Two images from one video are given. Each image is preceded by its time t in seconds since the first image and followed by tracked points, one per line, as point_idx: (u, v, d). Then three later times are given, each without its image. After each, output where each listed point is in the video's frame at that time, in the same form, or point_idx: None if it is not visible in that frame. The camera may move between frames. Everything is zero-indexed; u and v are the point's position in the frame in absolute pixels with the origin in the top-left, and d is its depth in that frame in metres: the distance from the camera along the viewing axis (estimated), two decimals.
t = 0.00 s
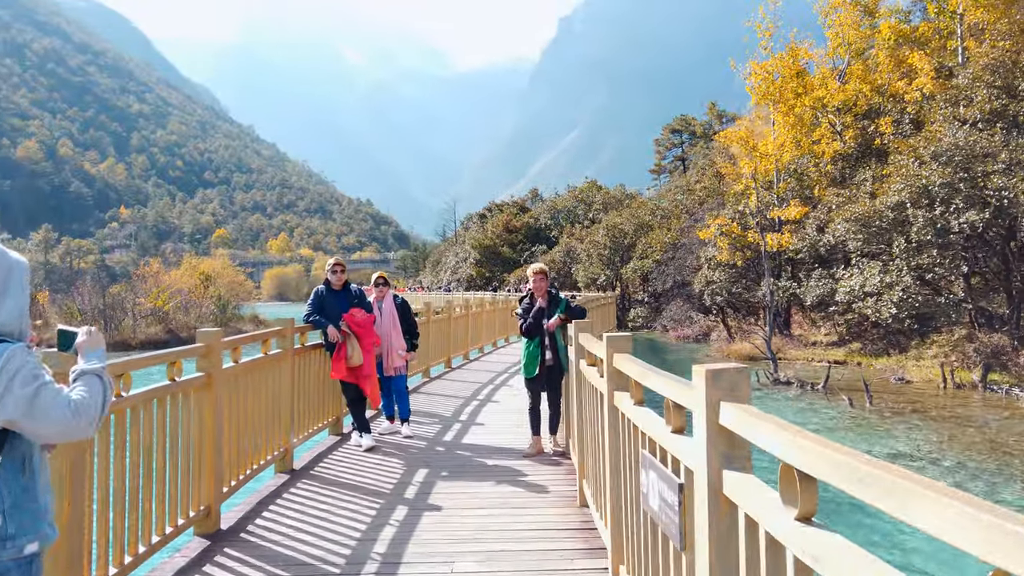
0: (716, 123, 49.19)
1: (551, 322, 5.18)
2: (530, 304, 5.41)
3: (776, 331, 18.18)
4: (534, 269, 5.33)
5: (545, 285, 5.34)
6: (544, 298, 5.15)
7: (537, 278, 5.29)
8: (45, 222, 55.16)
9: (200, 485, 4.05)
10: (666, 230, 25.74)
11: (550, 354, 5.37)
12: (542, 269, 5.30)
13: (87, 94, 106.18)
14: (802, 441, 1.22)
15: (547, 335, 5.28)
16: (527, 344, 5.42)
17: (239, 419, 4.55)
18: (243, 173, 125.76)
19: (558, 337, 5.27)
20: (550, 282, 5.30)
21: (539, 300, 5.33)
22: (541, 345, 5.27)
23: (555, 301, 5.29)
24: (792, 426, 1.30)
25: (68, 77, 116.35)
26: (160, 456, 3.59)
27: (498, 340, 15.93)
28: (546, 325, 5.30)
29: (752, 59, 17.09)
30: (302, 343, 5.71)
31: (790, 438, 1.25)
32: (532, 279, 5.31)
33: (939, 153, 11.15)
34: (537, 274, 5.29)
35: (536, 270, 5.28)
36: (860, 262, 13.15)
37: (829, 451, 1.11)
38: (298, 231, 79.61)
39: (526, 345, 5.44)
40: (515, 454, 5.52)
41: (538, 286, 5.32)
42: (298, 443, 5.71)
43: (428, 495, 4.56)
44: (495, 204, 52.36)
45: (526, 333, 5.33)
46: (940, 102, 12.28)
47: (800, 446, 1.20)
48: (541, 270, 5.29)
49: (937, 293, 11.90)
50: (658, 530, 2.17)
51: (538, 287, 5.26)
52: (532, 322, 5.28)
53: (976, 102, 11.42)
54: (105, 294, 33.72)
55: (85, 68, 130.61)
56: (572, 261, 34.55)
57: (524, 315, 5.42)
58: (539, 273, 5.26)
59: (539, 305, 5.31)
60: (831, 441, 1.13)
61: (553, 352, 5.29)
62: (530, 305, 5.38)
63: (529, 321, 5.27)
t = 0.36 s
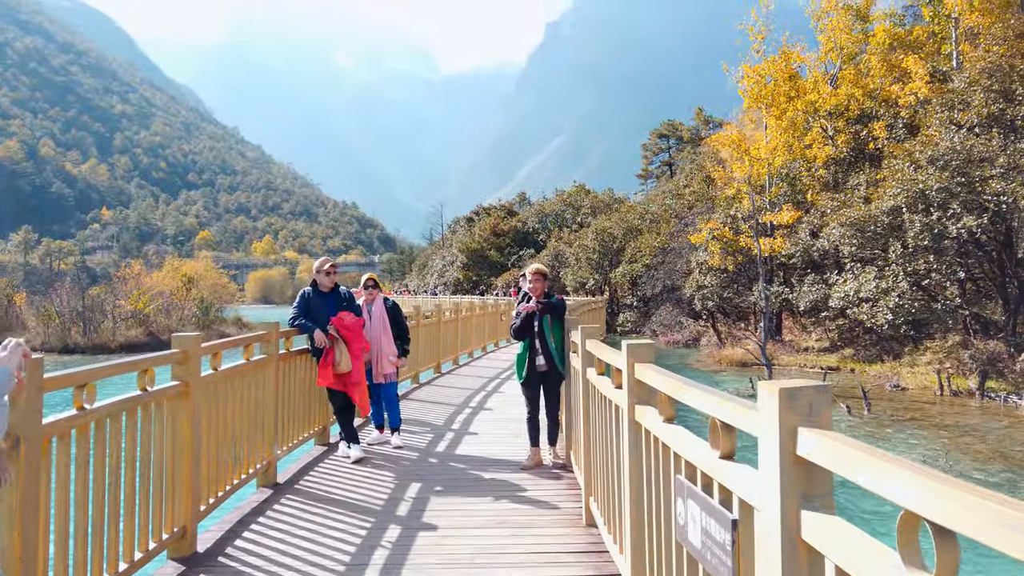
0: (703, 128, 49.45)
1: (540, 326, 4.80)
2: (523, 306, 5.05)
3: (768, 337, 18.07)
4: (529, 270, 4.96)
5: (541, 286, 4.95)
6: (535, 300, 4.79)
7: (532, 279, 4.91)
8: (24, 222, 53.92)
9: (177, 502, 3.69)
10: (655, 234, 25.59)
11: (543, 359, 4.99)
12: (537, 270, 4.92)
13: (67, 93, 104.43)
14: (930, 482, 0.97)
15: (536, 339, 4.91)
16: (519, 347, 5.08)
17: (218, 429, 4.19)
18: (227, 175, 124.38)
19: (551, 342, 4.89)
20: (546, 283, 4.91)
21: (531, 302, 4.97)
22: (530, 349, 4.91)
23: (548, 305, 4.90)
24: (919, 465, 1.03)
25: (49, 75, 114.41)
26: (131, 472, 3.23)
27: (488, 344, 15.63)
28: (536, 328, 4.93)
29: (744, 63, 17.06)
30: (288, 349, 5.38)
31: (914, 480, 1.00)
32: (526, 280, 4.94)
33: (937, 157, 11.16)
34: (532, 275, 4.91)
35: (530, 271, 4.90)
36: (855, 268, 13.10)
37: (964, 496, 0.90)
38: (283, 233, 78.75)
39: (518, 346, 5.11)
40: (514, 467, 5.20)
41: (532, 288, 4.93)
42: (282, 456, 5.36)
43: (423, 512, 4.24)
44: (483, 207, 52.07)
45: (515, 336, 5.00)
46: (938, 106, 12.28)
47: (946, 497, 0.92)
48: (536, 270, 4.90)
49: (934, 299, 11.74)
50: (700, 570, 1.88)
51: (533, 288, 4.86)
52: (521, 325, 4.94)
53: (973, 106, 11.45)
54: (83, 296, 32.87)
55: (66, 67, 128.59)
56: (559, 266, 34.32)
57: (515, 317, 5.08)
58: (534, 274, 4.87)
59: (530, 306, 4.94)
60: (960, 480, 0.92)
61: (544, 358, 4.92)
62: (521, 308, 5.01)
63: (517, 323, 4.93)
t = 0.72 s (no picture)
0: (687, 129, 49.71)
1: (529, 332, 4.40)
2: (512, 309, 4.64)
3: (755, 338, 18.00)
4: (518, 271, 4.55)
5: (532, 288, 4.52)
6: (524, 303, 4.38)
7: (522, 281, 4.49)
8: None
9: (143, 527, 3.29)
10: (641, 235, 25.48)
11: (532, 366, 4.56)
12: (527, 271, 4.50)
13: (43, 90, 102.25)
14: None
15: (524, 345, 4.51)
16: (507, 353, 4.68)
17: (187, 444, 3.80)
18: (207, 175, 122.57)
19: (541, 349, 4.49)
20: (537, 285, 4.48)
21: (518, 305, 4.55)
22: (517, 356, 4.50)
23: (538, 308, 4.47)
24: None
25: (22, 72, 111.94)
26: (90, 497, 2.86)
27: (473, 347, 15.32)
28: (524, 334, 4.53)
29: (732, 63, 17.03)
30: (267, 354, 5.05)
31: None
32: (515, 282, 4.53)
33: (928, 157, 11.19)
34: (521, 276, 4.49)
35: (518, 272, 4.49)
36: (845, 270, 13.07)
37: None
38: (264, 233, 77.65)
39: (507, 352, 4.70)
40: (506, 479, 4.93)
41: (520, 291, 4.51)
42: (260, 469, 5.03)
43: (411, 531, 3.95)
44: (467, 208, 51.74)
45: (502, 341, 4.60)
46: (928, 107, 12.33)
47: None
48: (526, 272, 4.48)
49: (924, 301, 11.79)
50: None
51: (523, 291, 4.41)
52: (508, 330, 4.53)
53: (964, 106, 11.53)
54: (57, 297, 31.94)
55: (41, 63, 125.87)
56: (544, 267, 34.14)
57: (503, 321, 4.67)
58: (524, 276, 4.45)
59: (518, 310, 4.52)
60: None
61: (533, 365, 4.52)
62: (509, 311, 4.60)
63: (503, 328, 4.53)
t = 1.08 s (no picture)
0: (680, 130, 49.63)
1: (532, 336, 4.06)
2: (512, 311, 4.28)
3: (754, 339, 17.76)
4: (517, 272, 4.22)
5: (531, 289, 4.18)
6: (525, 306, 4.03)
7: (519, 282, 4.15)
8: None
9: (108, 557, 2.97)
10: (637, 235, 25.23)
11: (534, 373, 4.22)
12: (525, 270, 4.18)
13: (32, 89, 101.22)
14: None
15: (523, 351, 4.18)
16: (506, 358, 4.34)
17: (160, 462, 3.48)
18: (198, 176, 121.59)
19: (541, 355, 4.18)
20: (537, 286, 4.14)
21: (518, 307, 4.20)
22: (516, 362, 4.16)
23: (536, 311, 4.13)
24: None
25: (11, 72, 110.76)
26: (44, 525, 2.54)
27: (468, 350, 15.00)
28: (525, 338, 4.20)
29: (730, 61, 16.82)
30: (250, 360, 4.72)
31: None
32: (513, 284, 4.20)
33: (932, 155, 11.13)
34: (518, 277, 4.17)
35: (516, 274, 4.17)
36: (846, 271, 12.94)
37: None
38: (256, 234, 76.92)
39: (507, 357, 4.36)
40: (506, 493, 4.61)
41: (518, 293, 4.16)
42: (243, 483, 4.69)
43: (405, 554, 3.63)
44: (461, 208, 51.37)
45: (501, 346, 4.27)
46: (931, 104, 12.20)
47: None
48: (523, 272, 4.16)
49: (928, 302, 11.60)
50: None
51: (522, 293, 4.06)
52: (508, 334, 4.16)
53: (969, 103, 11.38)
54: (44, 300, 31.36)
55: (30, 62, 124.66)
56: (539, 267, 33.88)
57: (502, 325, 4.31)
58: (521, 276, 4.12)
59: (517, 314, 4.16)
60: None
61: (532, 372, 4.20)
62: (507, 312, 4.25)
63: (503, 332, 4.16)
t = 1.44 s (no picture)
0: (676, 130, 49.57)
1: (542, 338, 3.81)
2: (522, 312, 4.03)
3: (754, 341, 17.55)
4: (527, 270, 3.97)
5: (541, 289, 3.94)
6: (537, 305, 3.77)
7: (530, 280, 3.91)
8: None
9: None
10: (635, 235, 25.04)
11: (542, 377, 3.96)
12: (537, 268, 3.94)
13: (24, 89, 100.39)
14: None
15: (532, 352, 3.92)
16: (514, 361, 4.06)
17: (138, 476, 3.18)
18: (191, 176, 120.81)
19: (553, 359, 3.91)
20: (549, 285, 3.89)
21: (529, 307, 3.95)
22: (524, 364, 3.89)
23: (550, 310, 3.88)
24: None
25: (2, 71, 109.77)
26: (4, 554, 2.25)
27: (466, 352, 14.72)
28: (534, 340, 3.94)
29: (730, 58, 16.63)
30: (238, 364, 4.39)
31: None
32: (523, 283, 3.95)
33: (938, 152, 10.96)
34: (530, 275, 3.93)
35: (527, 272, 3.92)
36: (850, 271, 12.75)
37: None
38: (249, 234, 76.38)
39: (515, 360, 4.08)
40: (513, 505, 4.33)
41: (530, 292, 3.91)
42: (232, 495, 4.38)
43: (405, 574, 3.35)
44: (456, 209, 51.06)
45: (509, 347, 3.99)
46: (937, 100, 12.03)
47: None
48: (536, 271, 3.92)
49: (935, 302, 11.36)
50: None
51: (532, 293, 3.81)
52: (516, 335, 3.90)
53: (976, 100, 11.22)
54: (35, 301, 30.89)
55: (23, 62, 123.88)
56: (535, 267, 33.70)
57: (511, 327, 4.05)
58: (533, 274, 3.88)
59: (528, 314, 3.91)
60: None
61: (541, 375, 3.93)
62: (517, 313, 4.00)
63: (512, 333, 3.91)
